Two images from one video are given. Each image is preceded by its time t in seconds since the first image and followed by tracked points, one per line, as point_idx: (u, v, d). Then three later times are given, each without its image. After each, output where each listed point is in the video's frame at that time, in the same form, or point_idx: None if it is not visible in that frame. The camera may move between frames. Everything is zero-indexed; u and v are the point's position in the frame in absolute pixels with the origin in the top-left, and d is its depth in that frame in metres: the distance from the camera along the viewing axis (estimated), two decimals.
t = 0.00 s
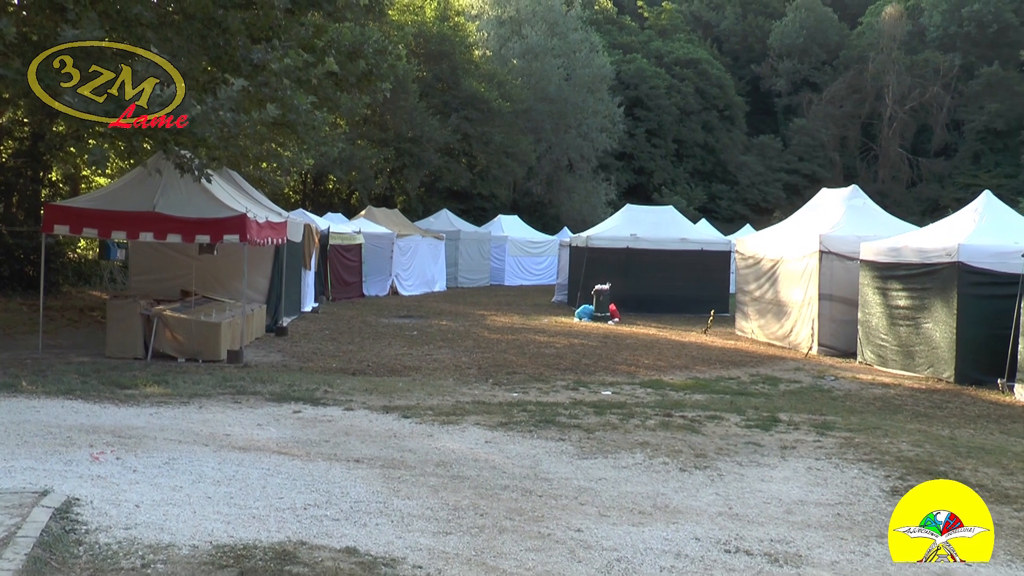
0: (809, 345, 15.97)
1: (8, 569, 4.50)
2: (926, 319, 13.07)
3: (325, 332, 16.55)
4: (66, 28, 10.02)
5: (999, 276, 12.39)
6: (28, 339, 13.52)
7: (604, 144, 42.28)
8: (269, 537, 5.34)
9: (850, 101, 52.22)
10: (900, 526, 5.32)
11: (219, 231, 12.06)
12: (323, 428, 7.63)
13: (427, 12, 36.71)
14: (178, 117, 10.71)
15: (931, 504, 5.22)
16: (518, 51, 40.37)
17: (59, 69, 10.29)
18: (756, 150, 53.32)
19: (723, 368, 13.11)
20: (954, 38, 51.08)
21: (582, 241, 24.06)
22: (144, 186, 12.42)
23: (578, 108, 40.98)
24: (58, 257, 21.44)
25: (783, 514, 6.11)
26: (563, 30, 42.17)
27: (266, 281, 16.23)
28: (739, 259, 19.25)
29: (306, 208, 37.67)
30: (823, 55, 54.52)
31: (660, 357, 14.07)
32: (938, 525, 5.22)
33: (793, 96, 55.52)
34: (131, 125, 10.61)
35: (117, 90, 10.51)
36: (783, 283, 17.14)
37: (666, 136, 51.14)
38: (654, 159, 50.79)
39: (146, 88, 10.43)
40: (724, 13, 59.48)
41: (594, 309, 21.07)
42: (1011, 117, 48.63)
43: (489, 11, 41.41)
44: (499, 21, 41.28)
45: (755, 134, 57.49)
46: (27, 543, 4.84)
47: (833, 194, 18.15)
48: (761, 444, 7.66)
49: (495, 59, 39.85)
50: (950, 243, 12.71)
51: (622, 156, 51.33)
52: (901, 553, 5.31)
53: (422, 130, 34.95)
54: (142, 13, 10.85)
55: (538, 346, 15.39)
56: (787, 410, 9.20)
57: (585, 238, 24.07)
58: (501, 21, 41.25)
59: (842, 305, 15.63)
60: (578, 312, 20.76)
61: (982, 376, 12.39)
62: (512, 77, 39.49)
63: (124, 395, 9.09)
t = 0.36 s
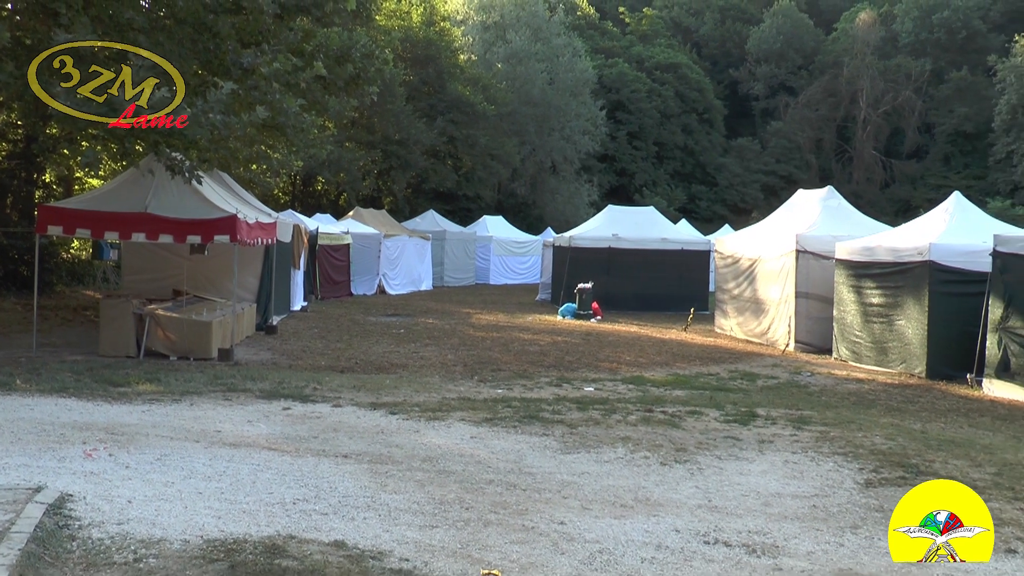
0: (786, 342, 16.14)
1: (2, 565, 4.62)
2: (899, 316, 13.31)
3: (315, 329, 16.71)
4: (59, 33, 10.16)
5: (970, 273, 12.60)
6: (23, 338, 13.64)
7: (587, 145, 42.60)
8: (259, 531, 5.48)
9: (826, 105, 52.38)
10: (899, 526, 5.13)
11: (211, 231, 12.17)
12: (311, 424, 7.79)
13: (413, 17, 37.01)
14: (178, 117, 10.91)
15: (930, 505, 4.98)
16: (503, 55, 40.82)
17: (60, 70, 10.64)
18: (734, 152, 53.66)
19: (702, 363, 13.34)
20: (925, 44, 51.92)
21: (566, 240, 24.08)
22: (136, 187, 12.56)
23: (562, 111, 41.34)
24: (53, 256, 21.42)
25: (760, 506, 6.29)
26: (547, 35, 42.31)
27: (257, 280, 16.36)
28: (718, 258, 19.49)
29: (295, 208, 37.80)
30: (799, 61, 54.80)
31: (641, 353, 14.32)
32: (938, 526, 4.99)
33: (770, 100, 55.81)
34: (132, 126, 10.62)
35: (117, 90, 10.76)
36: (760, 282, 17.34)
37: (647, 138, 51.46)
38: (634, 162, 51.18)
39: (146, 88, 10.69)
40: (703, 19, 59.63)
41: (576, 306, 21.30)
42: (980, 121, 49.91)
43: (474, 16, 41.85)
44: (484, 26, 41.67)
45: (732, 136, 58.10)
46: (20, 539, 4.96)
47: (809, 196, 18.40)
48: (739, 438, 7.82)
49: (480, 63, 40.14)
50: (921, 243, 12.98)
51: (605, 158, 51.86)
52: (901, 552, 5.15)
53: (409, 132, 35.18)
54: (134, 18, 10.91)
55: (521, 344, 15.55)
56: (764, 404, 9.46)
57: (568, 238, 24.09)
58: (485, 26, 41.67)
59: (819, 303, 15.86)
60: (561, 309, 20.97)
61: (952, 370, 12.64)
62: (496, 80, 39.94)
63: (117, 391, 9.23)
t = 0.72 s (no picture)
0: (762, 343, 16.36)
1: None
2: (871, 317, 13.53)
3: (301, 331, 16.81)
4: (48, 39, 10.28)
5: (937, 276, 12.86)
6: (13, 339, 13.75)
7: (569, 151, 42.81)
8: (247, 529, 5.61)
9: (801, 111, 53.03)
10: (900, 526, 5.43)
11: (199, 234, 12.26)
12: (298, 423, 7.91)
13: (399, 24, 37.23)
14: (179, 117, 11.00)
15: (931, 504, 5.29)
16: (487, 62, 40.93)
17: (60, 69, 10.80)
18: (712, 157, 54.02)
19: (680, 363, 13.53)
20: (895, 54, 52.70)
21: (547, 243, 24.35)
22: (126, 191, 12.66)
23: (544, 116, 41.54)
24: (43, 259, 21.43)
25: (736, 503, 6.46)
26: (530, 43, 42.33)
27: (244, 282, 16.43)
28: (696, 261, 19.73)
29: (282, 212, 37.91)
30: (774, 69, 55.54)
31: (620, 354, 14.50)
32: (938, 526, 5.29)
33: (746, 107, 56.27)
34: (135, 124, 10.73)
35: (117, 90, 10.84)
36: (737, 284, 17.58)
37: (627, 144, 51.58)
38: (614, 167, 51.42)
39: (147, 88, 10.82)
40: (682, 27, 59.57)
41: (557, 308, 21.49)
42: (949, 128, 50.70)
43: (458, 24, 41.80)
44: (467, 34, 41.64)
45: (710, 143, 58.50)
46: (10, 538, 5.06)
47: (784, 201, 18.64)
48: (716, 436, 7.99)
49: (463, 70, 40.26)
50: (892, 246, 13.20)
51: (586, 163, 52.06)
52: (901, 552, 5.43)
53: (394, 137, 35.36)
54: (125, 24, 11.32)
55: (504, 345, 15.71)
56: (737, 403, 9.73)
57: (550, 241, 24.34)
58: (469, 34, 41.65)
59: (794, 305, 16.08)
60: (542, 311, 21.13)
61: (922, 370, 12.87)
62: (479, 86, 40.12)
63: (107, 392, 9.34)
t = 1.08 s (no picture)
0: (737, 343, 16.61)
1: None
2: (843, 318, 13.77)
3: (287, 332, 16.94)
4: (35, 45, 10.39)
5: (906, 278, 13.13)
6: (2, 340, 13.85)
7: (550, 156, 42.98)
8: (233, 526, 5.74)
9: (775, 118, 53.92)
10: (900, 526, 5.48)
11: (187, 237, 12.39)
12: (282, 422, 8.06)
13: (382, 32, 37.46)
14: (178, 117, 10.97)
15: (931, 504, 5.33)
16: (469, 69, 40.92)
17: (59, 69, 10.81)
18: (688, 163, 54.41)
19: (657, 363, 13.77)
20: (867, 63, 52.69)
21: (527, 245, 24.62)
22: (115, 194, 12.79)
23: (525, 122, 41.70)
24: (32, 261, 21.45)
25: (712, 498, 6.65)
26: (511, 50, 42.40)
27: (231, 284, 16.56)
28: (674, 264, 20.01)
29: (268, 216, 37.97)
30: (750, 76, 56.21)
31: (599, 354, 14.76)
32: (938, 525, 5.33)
33: (722, 113, 57.03)
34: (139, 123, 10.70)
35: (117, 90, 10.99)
36: (713, 286, 17.85)
37: (607, 149, 51.90)
38: (594, 172, 51.66)
39: (146, 90, 11.18)
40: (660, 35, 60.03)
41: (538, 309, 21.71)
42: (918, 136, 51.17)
43: (441, 32, 41.89)
44: (450, 41, 41.74)
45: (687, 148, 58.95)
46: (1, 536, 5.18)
47: (758, 204, 18.94)
48: (692, 435, 8.17)
49: (446, 76, 40.33)
50: (863, 249, 13.46)
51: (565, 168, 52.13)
52: (901, 552, 5.46)
53: (378, 142, 35.53)
54: (113, 30, 11.44)
55: (486, 345, 15.89)
56: (715, 403, 9.93)
57: (530, 243, 24.62)
58: (452, 42, 41.81)
59: (769, 306, 16.34)
60: (523, 312, 21.33)
61: (892, 369, 13.14)
62: (461, 93, 40.20)
63: (95, 392, 9.44)
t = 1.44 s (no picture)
0: (709, 341, 16.84)
1: None
2: (811, 317, 14.03)
3: (269, 331, 17.03)
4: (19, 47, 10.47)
5: (872, 279, 13.39)
6: None
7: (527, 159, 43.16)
8: (214, 522, 5.87)
9: (745, 123, 53.98)
10: (900, 526, 5.47)
11: (170, 237, 12.47)
12: (264, 420, 8.19)
13: (363, 36, 37.53)
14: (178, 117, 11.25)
15: (931, 505, 5.34)
16: (447, 74, 41.08)
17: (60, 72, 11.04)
18: (662, 165, 54.91)
19: (631, 361, 13.98)
20: (833, 68, 53.69)
21: (504, 246, 24.83)
22: (100, 195, 12.87)
23: (502, 125, 41.85)
24: (17, 261, 21.43)
25: (684, 492, 6.83)
26: (488, 55, 42.91)
27: (214, 283, 16.63)
28: (648, 264, 20.26)
29: (250, 217, 37.98)
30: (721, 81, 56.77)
31: (575, 352, 14.96)
32: (938, 526, 5.35)
33: (694, 118, 57.23)
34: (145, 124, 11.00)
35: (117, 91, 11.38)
36: (686, 285, 18.10)
37: (582, 152, 52.23)
38: (570, 174, 51.89)
39: (146, 89, 11.51)
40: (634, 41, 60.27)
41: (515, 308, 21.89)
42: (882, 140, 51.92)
43: (420, 37, 42.25)
44: (429, 46, 42.09)
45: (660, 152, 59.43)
46: None
47: (731, 206, 19.23)
48: (666, 431, 8.36)
49: (425, 80, 40.37)
50: (831, 250, 13.72)
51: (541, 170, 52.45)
52: (901, 552, 5.47)
53: (359, 144, 35.66)
54: (97, 33, 11.49)
55: (464, 344, 16.04)
56: (687, 399, 10.16)
57: (507, 244, 24.82)
58: (431, 46, 42.02)
59: (740, 305, 16.57)
60: (500, 311, 21.52)
61: (858, 366, 13.41)
62: (440, 96, 40.26)
63: (80, 391, 9.53)
